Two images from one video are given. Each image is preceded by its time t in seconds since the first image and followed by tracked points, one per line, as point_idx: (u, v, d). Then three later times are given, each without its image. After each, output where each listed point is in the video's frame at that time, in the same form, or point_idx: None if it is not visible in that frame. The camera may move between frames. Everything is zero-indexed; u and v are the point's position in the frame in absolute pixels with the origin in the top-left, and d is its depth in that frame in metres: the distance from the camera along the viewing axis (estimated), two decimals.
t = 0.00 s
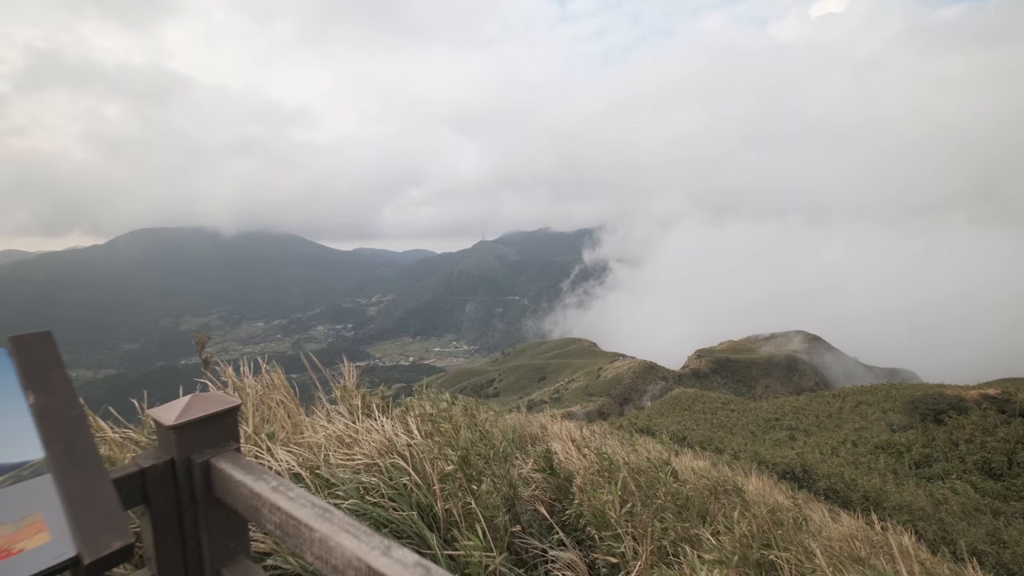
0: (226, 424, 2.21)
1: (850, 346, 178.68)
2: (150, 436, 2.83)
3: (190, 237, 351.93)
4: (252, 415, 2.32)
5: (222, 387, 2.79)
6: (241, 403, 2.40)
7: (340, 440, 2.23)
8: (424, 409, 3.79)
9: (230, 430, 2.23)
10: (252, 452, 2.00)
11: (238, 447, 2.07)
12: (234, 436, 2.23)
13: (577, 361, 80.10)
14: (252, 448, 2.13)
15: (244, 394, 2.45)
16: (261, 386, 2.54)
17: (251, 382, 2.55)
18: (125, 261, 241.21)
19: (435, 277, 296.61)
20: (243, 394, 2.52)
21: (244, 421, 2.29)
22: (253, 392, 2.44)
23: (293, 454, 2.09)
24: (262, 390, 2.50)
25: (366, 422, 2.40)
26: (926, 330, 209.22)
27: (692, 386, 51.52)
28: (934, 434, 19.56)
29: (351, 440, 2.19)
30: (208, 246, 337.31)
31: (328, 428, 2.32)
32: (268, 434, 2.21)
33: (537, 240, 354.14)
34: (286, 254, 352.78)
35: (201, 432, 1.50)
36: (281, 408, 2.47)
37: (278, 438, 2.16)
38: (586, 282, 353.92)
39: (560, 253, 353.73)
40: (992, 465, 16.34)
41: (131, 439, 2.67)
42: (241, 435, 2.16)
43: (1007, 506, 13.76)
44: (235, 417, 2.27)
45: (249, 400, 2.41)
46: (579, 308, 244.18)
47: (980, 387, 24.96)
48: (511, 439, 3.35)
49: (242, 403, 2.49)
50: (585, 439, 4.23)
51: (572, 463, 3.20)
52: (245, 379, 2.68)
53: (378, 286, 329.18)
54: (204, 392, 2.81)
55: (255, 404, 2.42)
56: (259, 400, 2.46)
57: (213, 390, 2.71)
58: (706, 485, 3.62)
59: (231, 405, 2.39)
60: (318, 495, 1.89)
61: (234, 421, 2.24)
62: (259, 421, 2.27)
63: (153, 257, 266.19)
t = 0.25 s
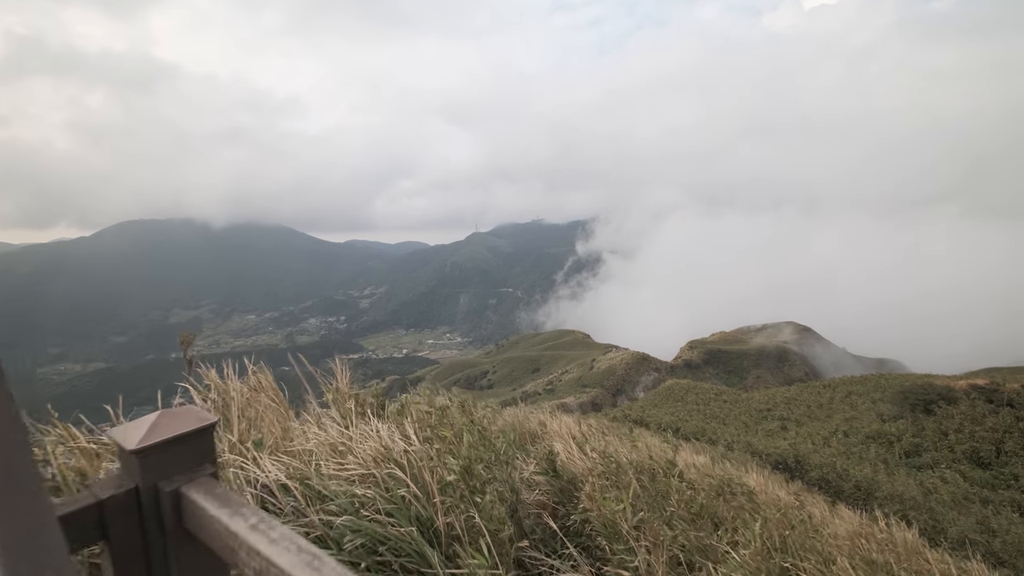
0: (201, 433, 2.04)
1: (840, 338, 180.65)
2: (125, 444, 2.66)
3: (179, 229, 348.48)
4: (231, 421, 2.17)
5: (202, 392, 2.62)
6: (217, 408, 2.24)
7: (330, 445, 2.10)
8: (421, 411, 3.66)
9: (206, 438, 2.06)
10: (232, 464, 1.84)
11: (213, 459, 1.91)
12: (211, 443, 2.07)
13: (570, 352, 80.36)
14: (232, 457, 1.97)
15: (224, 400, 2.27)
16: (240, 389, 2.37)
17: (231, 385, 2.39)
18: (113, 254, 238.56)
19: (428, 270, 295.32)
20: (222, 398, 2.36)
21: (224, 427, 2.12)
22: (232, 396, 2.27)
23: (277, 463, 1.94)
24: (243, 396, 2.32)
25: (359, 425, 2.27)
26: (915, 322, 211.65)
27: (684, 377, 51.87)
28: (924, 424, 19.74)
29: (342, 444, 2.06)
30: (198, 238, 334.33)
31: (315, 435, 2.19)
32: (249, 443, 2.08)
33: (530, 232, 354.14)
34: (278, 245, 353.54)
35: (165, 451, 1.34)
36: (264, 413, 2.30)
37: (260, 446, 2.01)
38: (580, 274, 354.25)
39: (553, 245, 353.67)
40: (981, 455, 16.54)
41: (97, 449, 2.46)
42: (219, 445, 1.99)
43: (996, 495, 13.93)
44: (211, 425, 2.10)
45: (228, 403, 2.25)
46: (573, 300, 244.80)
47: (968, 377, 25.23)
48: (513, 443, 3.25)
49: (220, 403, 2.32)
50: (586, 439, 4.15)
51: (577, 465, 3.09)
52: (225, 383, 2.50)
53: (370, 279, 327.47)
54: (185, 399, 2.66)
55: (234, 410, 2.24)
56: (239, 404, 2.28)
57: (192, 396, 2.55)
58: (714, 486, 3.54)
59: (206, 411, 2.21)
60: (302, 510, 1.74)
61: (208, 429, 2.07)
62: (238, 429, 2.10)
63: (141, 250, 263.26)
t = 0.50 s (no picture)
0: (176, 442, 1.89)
1: (831, 330, 182.44)
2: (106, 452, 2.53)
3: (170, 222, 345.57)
4: (214, 427, 2.02)
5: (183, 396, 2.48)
6: (197, 413, 2.08)
7: (322, 451, 1.97)
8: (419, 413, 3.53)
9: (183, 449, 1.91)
10: (213, 476, 1.70)
11: (194, 471, 1.77)
12: (192, 451, 1.93)
13: (564, 345, 80.60)
14: (214, 468, 1.84)
15: (208, 404, 2.12)
16: (225, 392, 2.22)
17: (215, 388, 2.25)
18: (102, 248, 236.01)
19: (421, 263, 294.50)
20: (206, 400, 2.21)
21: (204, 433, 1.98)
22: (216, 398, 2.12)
23: (261, 474, 1.80)
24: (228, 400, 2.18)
25: (355, 430, 2.15)
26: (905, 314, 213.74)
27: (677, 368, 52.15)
28: (915, 416, 19.90)
29: (335, 448, 1.94)
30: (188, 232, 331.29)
31: (306, 440, 2.05)
32: (235, 451, 1.94)
33: (523, 225, 353.90)
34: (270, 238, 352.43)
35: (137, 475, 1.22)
36: (252, 416, 2.17)
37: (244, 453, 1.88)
38: (573, 267, 354.52)
39: (547, 238, 353.76)
40: (970, 445, 16.71)
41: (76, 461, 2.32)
42: (201, 454, 1.87)
43: (986, 485, 14.10)
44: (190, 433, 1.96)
45: (211, 408, 2.10)
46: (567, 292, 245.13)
47: (957, 368, 25.45)
48: (516, 445, 3.13)
49: (198, 407, 2.17)
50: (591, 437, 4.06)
51: (581, 467, 3.00)
52: (211, 385, 2.37)
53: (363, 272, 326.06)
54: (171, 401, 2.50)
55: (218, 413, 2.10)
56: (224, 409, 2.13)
57: (174, 404, 2.39)
58: (723, 486, 3.46)
59: (186, 418, 2.05)
60: (286, 525, 1.60)
61: (187, 437, 1.91)
62: (224, 433, 1.97)
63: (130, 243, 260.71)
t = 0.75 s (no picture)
0: (150, 450, 1.76)
1: (826, 324, 183.43)
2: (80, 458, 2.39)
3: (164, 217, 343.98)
4: (192, 433, 1.89)
5: (163, 398, 2.37)
6: (170, 422, 1.95)
7: (310, 455, 1.86)
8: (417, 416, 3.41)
9: (158, 460, 1.79)
10: (191, 487, 1.58)
11: (167, 482, 1.64)
12: (164, 463, 1.80)
13: (560, 339, 80.65)
14: (191, 478, 1.71)
15: (184, 412, 1.98)
16: (204, 395, 2.09)
17: (194, 393, 2.11)
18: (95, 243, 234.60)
19: (417, 258, 293.86)
20: (183, 406, 2.06)
21: (178, 441, 1.85)
22: (195, 403, 1.99)
23: (240, 488, 1.66)
24: (208, 403, 2.04)
25: (347, 434, 2.04)
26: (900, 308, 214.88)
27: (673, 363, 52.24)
28: (911, 409, 19.93)
29: (324, 455, 1.81)
30: (183, 227, 329.73)
31: (295, 446, 1.94)
32: (215, 458, 1.82)
33: (520, 220, 353.75)
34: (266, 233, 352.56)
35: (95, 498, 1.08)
36: (234, 421, 2.05)
37: (226, 461, 1.76)
38: (570, 261, 354.55)
39: (543, 233, 353.76)
40: (967, 439, 16.74)
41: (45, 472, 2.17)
42: (177, 461, 1.74)
43: (984, 479, 14.11)
44: (164, 437, 1.83)
45: (189, 413, 1.96)
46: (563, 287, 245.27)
47: (953, 362, 25.51)
48: (517, 448, 3.01)
49: (174, 416, 2.02)
50: (594, 438, 3.96)
51: (585, 471, 2.90)
52: (190, 388, 2.24)
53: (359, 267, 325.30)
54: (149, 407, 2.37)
55: (197, 420, 1.96)
56: (202, 412, 2.00)
57: (150, 410, 2.26)
58: (730, 489, 3.36)
59: (160, 424, 1.91)
60: (268, 544, 1.47)
61: (160, 445, 1.78)
62: (201, 442, 1.84)
63: (124, 238, 259.48)
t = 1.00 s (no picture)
0: (112, 470, 1.61)
1: (825, 320, 183.65)
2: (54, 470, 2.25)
3: (164, 214, 344.14)
4: (167, 447, 1.75)
5: (137, 408, 2.22)
6: (145, 435, 1.78)
7: (298, 470, 1.72)
8: (416, 425, 3.26)
9: (123, 479, 1.62)
10: (165, 507, 1.44)
11: (134, 509, 1.48)
12: (136, 480, 1.65)
13: (559, 336, 80.70)
14: (169, 494, 1.59)
15: (161, 419, 1.84)
16: (183, 405, 1.92)
17: (172, 400, 1.96)
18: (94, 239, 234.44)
19: (416, 254, 293.57)
20: (159, 419, 1.91)
21: (152, 454, 1.70)
22: (174, 411, 1.85)
23: (220, 515, 1.49)
24: (186, 414, 1.89)
25: (337, 447, 1.90)
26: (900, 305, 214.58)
27: (673, 359, 52.24)
28: (913, 407, 19.84)
29: (311, 469, 1.66)
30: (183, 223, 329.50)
31: (281, 461, 1.80)
32: (193, 477, 1.68)
33: (519, 216, 353.56)
34: (265, 229, 353.10)
35: (51, 538, 0.95)
36: (216, 433, 1.91)
37: (204, 480, 1.61)
38: (569, 257, 354.38)
39: (542, 229, 353.74)
40: (969, 436, 16.67)
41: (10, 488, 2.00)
42: (149, 477, 1.60)
43: (986, 476, 14.04)
44: (135, 449, 1.67)
45: (165, 426, 1.82)
46: (562, 283, 245.19)
47: (954, 359, 25.41)
48: (522, 456, 2.88)
49: (156, 430, 1.87)
50: (601, 443, 3.82)
51: (593, 482, 2.75)
52: (168, 395, 2.10)
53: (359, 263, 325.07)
54: (121, 417, 2.20)
55: (175, 431, 1.83)
56: (180, 424, 1.85)
57: (124, 421, 2.09)
58: (746, 498, 3.22)
59: (133, 436, 1.77)
60: None
61: (128, 464, 1.62)
62: (179, 456, 1.70)
63: (124, 234, 259.55)
